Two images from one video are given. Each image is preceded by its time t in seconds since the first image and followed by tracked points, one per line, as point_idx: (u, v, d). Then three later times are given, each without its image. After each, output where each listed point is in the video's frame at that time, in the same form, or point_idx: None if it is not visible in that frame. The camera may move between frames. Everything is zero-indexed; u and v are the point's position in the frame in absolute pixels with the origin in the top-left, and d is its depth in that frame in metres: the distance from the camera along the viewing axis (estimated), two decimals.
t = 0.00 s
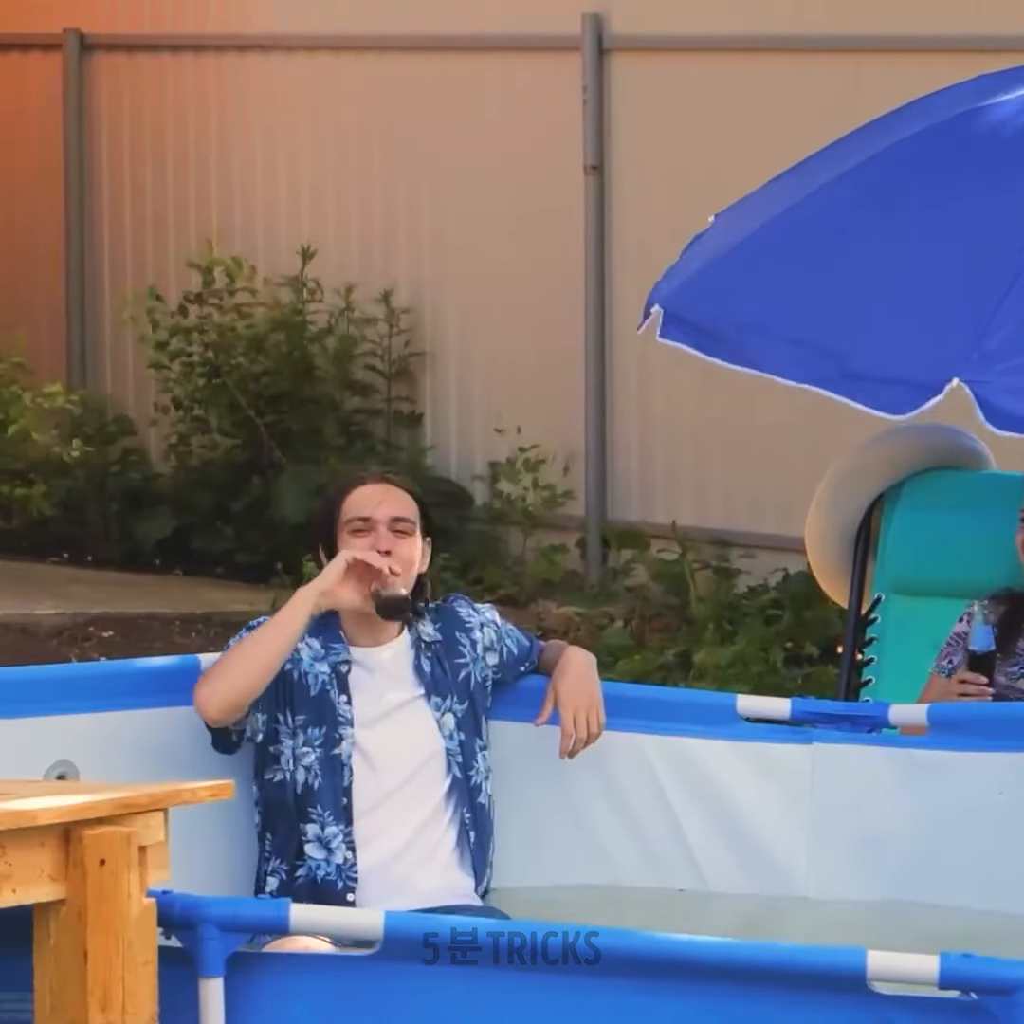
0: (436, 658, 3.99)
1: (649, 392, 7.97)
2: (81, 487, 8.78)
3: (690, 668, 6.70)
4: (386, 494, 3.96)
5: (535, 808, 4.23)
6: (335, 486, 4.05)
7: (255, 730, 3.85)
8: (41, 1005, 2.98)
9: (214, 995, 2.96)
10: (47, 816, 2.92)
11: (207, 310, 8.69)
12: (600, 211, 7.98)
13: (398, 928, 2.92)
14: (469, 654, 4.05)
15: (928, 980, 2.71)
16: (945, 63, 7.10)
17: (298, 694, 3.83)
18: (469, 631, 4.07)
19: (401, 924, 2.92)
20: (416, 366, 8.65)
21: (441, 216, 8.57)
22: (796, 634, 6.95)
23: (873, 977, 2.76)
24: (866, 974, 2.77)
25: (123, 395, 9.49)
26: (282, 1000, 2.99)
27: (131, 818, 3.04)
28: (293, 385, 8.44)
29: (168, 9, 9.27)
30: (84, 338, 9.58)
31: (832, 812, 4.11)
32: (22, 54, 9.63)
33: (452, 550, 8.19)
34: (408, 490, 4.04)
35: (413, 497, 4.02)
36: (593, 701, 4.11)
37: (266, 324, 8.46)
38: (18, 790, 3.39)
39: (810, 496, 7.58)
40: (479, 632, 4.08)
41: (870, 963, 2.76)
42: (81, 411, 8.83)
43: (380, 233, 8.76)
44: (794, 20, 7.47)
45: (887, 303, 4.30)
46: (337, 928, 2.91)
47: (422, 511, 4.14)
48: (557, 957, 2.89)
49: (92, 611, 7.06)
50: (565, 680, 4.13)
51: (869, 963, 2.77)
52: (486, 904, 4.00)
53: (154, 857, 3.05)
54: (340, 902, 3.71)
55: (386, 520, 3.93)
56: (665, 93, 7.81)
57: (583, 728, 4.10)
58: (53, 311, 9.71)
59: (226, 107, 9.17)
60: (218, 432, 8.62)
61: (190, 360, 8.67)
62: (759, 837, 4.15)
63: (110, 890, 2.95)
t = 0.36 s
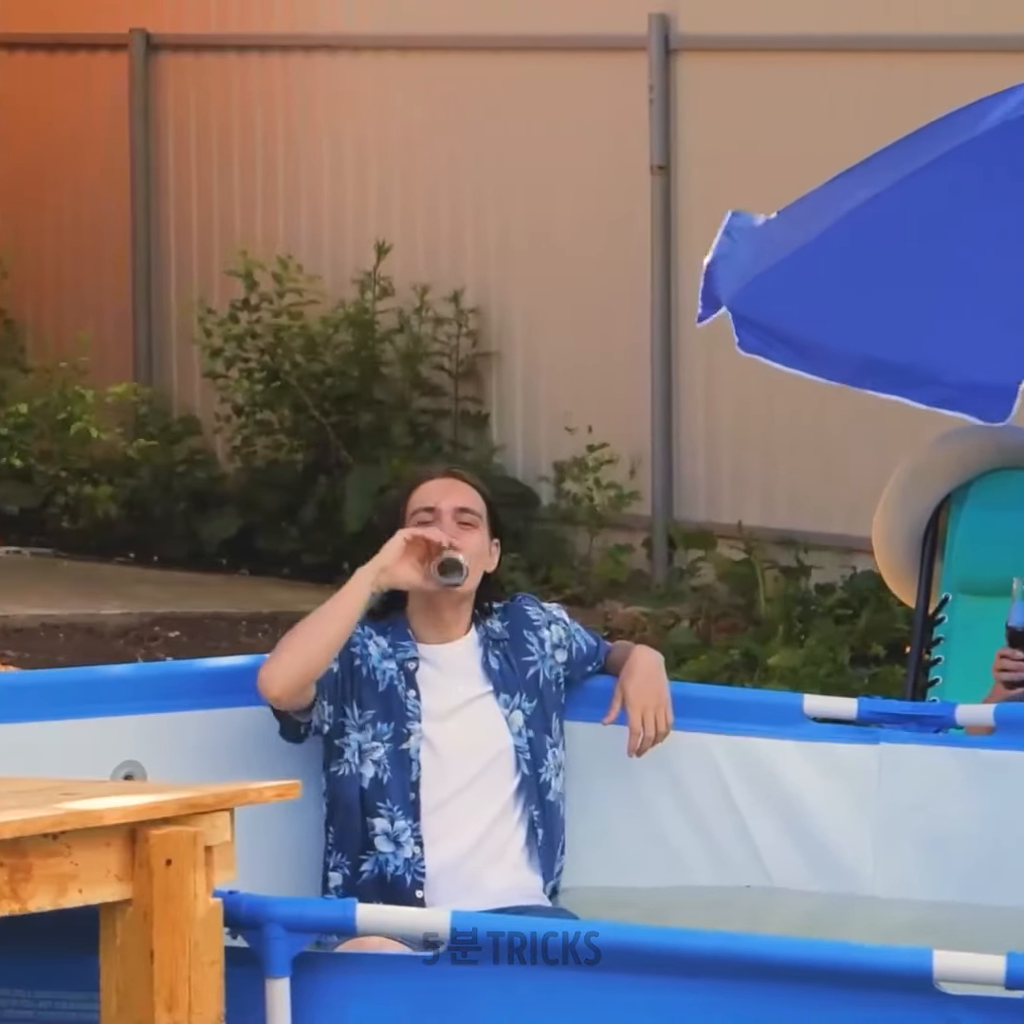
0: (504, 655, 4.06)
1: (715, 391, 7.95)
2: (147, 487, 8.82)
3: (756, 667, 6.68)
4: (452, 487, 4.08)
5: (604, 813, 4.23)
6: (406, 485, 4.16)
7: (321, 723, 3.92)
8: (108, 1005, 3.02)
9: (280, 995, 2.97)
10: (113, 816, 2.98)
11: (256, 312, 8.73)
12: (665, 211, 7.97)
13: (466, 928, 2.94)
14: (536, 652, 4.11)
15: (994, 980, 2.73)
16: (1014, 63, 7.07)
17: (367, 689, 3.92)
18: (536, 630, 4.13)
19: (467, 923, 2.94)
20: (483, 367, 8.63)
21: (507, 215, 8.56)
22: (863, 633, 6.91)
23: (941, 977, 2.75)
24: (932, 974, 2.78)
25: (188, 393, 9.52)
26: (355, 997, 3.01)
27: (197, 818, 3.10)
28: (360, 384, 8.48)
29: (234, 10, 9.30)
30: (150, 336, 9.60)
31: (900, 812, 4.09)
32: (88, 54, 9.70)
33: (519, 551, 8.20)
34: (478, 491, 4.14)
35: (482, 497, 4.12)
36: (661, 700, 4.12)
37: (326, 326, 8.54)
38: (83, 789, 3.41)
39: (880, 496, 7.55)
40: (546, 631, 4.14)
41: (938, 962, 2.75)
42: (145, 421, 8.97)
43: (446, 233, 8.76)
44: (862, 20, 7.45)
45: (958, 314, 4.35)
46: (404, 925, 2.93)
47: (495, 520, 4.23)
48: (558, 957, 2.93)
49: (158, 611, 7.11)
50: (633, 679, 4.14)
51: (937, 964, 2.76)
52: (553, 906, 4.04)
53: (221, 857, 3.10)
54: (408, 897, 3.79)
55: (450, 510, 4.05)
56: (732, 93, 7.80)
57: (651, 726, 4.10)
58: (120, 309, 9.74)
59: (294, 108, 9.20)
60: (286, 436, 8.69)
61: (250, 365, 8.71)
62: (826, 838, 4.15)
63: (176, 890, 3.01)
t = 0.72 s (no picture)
0: (575, 656, 4.14)
1: (784, 389, 7.93)
2: (215, 488, 8.81)
3: (822, 668, 6.67)
4: (520, 491, 4.13)
5: (683, 806, 4.29)
6: (479, 483, 4.24)
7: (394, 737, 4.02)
8: (177, 1004, 3.16)
9: (348, 994, 3.11)
10: (181, 816, 3.10)
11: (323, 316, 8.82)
12: (733, 211, 7.94)
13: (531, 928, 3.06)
14: (606, 653, 4.18)
15: None
16: None
17: (436, 701, 4.00)
18: (606, 631, 4.20)
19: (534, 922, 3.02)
20: (551, 366, 8.62)
21: (575, 213, 8.54)
22: (930, 634, 6.88)
23: (1010, 976, 2.92)
24: (999, 974, 2.94)
25: (255, 393, 9.52)
26: (421, 999, 3.15)
27: (266, 818, 3.21)
28: (426, 382, 8.52)
29: (302, 10, 9.32)
30: (217, 335, 9.61)
31: (968, 813, 4.13)
32: (156, 54, 9.75)
33: (586, 551, 8.19)
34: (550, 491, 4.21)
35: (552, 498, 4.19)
36: (729, 702, 4.18)
37: (393, 327, 8.62)
38: (152, 788, 3.43)
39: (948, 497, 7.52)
40: (615, 632, 4.20)
41: (1006, 963, 2.92)
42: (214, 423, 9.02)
43: (514, 232, 8.75)
44: (932, 19, 7.42)
45: None
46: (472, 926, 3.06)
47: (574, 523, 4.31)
48: (624, 959, 3.06)
49: (226, 611, 7.15)
50: (702, 680, 4.20)
51: (1005, 964, 2.92)
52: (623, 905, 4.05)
53: (289, 857, 3.22)
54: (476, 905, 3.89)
55: (515, 515, 4.12)
56: (802, 93, 7.78)
57: (721, 728, 4.16)
58: (187, 307, 9.77)
59: (362, 108, 9.22)
60: (354, 433, 8.66)
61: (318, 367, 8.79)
62: (894, 839, 4.19)
63: (244, 890, 3.14)
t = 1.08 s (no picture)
0: (644, 652, 4.46)
1: (853, 387, 7.90)
2: (285, 488, 8.85)
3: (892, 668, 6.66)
4: (593, 485, 4.49)
5: (746, 808, 4.67)
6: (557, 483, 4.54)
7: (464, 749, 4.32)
8: (247, 1003, 3.22)
9: (415, 995, 3.37)
10: (250, 816, 3.11)
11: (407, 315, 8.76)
12: (803, 210, 7.92)
13: (600, 928, 3.32)
14: (674, 650, 4.51)
15: None
16: None
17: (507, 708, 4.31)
18: (674, 628, 4.53)
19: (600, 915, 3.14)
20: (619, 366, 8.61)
21: (644, 216, 8.54)
22: (999, 633, 6.86)
23: None
24: None
25: (325, 391, 9.56)
26: (487, 994, 3.41)
27: (334, 818, 3.23)
28: (495, 385, 8.52)
29: (371, 10, 9.33)
30: (287, 333, 9.64)
31: None
32: (225, 54, 9.79)
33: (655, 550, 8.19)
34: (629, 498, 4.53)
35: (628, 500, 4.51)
36: (798, 703, 4.51)
37: (468, 328, 8.62)
38: (223, 787, 3.43)
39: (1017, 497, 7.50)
40: (684, 630, 4.54)
41: None
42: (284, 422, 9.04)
43: (583, 231, 8.74)
44: (1002, 19, 7.38)
45: None
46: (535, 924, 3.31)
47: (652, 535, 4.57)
48: (708, 959, 3.33)
49: (296, 611, 7.19)
50: (771, 679, 4.53)
51: None
52: (689, 903, 4.33)
53: (357, 857, 3.25)
54: (546, 903, 4.19)
55: (587, 505, 4.46)
56: (871, 93, 7.75)
57: (789, 725, 4.50)
58: (257, 305, 9.81)
59: (430, 107, 9.22)
60: (419, 435, 8.74)
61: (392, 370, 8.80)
62: (961, 837, 4.58)
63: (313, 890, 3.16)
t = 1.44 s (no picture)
0: (711, 656, 4.46)
1: (923, 387, 7.87)
2: (354, 488, 8.82)
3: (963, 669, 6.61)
4: (634, 491, 4.44)
5: (812, 800, 4.71)
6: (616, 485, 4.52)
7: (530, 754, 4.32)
8: (317, 1002, 3.24)
9: (485, 994, 3.40)
10: (319, 815, 3.09)
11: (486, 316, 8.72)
12: (872, 211, 7.89)
13: (669, 928, 3.32)
14: (743, 653, 4.51)
15: None
16: None
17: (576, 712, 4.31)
18: (743, 631, 4.53)
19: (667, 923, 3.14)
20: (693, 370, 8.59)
21: (714, 216, 8.52)
22: None
23: None
24: None
25: (395, 392, 9.57)
26: (554, 998, 3.43)
27: (404, 818, 3.21)
28: (566, 386, 8.48)
29: (440, 10, 9.33)
30: (356, 333, 9.68)
31: None
32: (295, 54, 9.82)
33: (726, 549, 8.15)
34: (682, 497, 4.46)
35: (677, 500, 4.44)
36: (866, 702, 4.49)
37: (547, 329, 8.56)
38: (291, 787, 3.43)
39: None
40: (752, 632, 4.54)
41: None
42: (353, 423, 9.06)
43: (653, 231, 8.73)
44: None
45: None
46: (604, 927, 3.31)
47: (714, 527, 4.50)
48: (775, 959, 3.32)
49: (366, 611, 7.20)
50: (839, 679, 4.51)
51: None
52: (759, 905, 4.35)
53: (428, 857, 3.25)
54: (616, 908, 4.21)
55: (630, 515, 4.41)
56: (941, 93, 7.71)
57: (858, 726, 4.48)
58: (327, 305, 9.83)
59: (500, 108, 9.22)
60: (488, 436, 8.73)
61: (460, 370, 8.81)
62: None
63: (384, 891, 3.16)
